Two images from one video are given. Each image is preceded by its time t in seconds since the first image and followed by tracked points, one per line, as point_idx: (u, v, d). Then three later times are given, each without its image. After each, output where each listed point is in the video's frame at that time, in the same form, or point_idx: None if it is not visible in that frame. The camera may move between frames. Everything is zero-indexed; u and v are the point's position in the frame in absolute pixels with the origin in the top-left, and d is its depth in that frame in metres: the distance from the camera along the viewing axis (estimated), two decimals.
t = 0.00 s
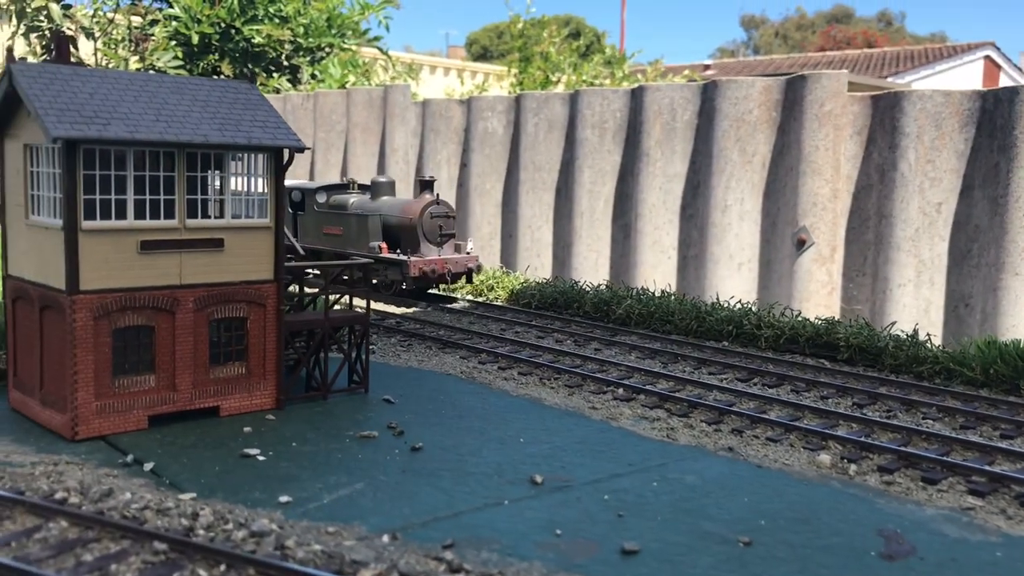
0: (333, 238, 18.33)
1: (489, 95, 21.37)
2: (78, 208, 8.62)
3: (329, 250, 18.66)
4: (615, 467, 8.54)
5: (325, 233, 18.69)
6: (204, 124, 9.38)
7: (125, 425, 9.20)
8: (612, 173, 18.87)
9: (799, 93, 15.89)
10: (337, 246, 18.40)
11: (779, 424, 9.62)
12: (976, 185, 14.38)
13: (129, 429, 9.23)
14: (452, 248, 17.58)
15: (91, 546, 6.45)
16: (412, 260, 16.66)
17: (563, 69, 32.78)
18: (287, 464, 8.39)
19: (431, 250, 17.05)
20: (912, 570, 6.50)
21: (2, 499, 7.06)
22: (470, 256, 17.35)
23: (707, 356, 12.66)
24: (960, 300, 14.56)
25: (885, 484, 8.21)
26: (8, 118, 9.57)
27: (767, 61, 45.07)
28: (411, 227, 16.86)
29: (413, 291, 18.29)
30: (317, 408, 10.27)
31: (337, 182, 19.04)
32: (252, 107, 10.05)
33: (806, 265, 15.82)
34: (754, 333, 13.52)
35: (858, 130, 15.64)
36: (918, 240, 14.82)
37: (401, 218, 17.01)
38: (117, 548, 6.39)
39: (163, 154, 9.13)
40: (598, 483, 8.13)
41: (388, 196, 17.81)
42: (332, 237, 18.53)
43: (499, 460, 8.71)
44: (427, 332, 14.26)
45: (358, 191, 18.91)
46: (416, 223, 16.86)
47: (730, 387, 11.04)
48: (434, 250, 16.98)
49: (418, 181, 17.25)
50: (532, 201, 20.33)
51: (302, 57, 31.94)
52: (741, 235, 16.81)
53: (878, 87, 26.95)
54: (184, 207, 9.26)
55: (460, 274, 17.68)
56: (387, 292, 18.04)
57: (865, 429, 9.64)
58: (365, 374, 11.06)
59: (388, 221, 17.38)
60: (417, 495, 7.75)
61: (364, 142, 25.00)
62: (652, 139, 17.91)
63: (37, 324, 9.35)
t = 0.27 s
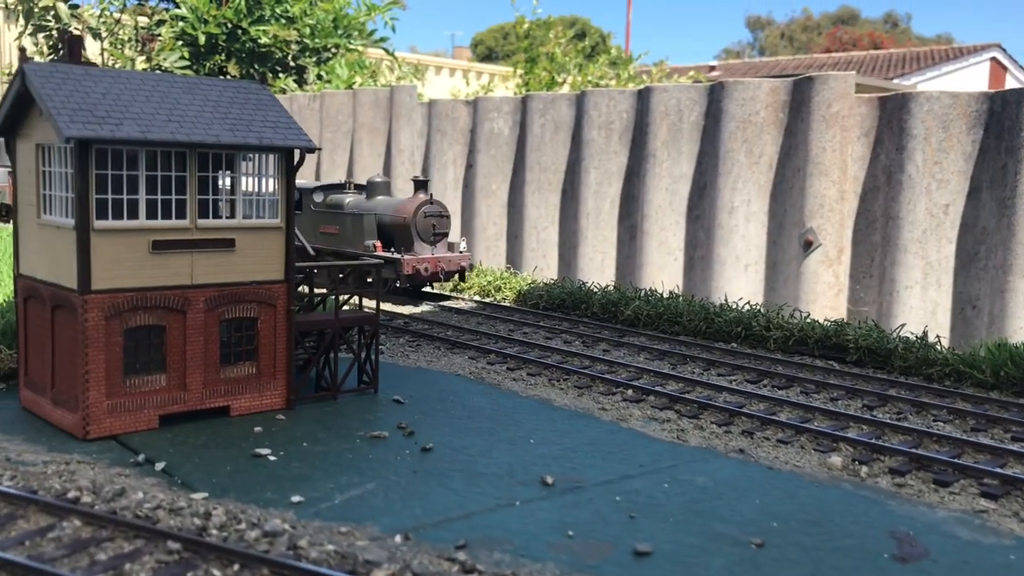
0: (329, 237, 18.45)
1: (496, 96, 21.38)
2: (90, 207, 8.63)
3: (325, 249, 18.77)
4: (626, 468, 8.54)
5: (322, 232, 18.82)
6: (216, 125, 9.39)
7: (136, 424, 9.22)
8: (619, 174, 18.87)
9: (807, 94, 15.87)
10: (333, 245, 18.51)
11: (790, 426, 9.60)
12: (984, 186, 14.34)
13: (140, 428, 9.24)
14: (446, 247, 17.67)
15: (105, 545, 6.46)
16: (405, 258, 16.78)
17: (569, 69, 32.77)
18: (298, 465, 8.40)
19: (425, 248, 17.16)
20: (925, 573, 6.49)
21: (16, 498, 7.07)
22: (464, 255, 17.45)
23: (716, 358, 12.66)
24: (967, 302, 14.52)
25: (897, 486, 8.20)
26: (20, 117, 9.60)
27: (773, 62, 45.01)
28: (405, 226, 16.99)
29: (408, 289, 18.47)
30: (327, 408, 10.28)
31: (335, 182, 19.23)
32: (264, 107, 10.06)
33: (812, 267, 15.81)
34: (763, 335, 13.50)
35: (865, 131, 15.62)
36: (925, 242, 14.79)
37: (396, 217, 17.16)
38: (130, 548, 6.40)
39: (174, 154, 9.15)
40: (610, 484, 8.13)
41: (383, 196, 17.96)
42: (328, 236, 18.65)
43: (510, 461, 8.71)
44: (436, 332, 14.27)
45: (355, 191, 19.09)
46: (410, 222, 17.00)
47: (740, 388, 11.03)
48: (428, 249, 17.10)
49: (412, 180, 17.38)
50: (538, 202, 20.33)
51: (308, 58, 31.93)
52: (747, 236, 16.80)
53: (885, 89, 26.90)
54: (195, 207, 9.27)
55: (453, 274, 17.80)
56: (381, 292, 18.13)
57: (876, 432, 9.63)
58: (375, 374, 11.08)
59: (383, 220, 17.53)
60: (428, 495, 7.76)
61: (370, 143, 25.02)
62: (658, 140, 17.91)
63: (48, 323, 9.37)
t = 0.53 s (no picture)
0: (326, 236, 18.52)
1: (502, 96, 21.38)
2: (104, 207, 8.64)
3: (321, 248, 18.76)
4: (638, 469, 8.53)
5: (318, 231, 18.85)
6: (228, 125, 9.40)
7: (148, 424, 9.23)
8: (625, 175, 18.85)
9: (815, 95, 15.84)
10: (329, 244, 18.53)
11: (802, 427, 9.59)
12: (992, 188, 14.29)
13: (152, 428, 9.25)
14: (439, 246, 17.98)
15: (120, 545, 6.46)
16: (401, 255, 17.02)
17: (575, 69, 32.71)
18: (311, 465, 8.40)
19: (419, 247, 17.43)
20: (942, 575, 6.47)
21: (31, 497, 7.08)
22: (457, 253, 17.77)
23: (726, 359, 12.64)
24: (975, 304, 14.46)
25: (911, 488, 8.18)
26: (34, 116, 9.62)
27: (779, 63, 44.90)
28: (401, 225, 17.26)
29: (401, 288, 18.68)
30: (338, 409, 10.29)
31: (332, 183, 19.38)
32: (276, 107, 10.07)
33: (819, 268, 15.78)
34: (774, 336, 13.49)
35: (873, 133, 15.59)
36: (933, 244, 14.75)
37: (391, 216, 17.42)
38: (146, 547, 6.40)
39: (187, 154, 9.15)
40: (623, 485, 8.12)
41: (379, 196, 18.22)
42: (325, 235, 18.69)
43: (522, 461, 8.70)
44: (445, 333, 14.28)
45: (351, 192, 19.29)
46: (406, 221, 17.27)
47: (751, 389, 11.01)
48: (422, 247, 17.38)
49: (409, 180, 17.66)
50: (544, 203, 20.33)
51: (315, 57, 31.79)
52: (754, 237, 16.77)
53: (892, 90, 26.83)
54: (208, 207, 9.28)
55: (446, 272, 18.06)
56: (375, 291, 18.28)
57: (889, 433, 9.60)
58: (386, 375, 11.09)
59: (378, 220, 17.76)
60: (441, 496, 7.75)
61: (377, 143, 25.02)
62: (665, 141, 17.89)
63: (61, 323, 9.38)
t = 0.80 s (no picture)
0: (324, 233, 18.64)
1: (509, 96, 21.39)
2: (119, 204, 8.66)
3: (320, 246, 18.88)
4: (653, 468, 8.53)
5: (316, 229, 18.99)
6: (243, 123, 9.42)
7: (163, 421, 9.25)
8: (632, 174, 18.84)
9: (822, 95, 15.83)
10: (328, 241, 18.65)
11: (815, 426, 9.58)
12: (1001, 188, 14.26)
13: (167, 425, 9.28)
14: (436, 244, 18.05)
15: (139, 540, 6.48)
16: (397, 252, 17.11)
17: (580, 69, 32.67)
18: (326, 462, 8.42)
19: (415, 245, 17.52)
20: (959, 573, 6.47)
21: (49, 492, 7.10)
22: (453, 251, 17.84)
23: (737, 358, 12.65)
24: (983, 305, 14.42)
25: (926, 487, 8.17)
26: (49, 114, 9.65)
27: (784, 63, 44.83)
28: (397, 222, 17.36)
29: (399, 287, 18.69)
30: (351, 407, 10.31)
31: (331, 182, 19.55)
32: (290, 105, 10.09)
33: (827, 267, 15.76)
34: (784, 335, 13.49)
35: (881, 133, 15.57)
36: (941, 244, 14.73)
37: (388, 214, 17.55)
38: (165, 543, 6.42)
39: (202, 151, 9.17)
40: (638, 483, 8.13)
41: (377, 194, 18.34)
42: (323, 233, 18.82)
43: (536, 459, 8.71)
44: (456, 332, 14.29)
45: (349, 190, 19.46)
46: (402, 219, 17.39)
47: (763, 388, 11.01)
48: (418, 245, 17.46)
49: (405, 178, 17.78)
50: (551, 202, 20.33)
51: (321, 58, 31.86)
52: (762, 237, 16.75)
53: (899, 90, 26.78)
54: (222, 205, 9.30)
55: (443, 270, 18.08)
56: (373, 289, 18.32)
57: (902, 432, 9.59)
58: (398, 373, 11.12)
59: (375, 217, 17.88)
60: (457, 493, 7.76)
61: (383, 143, 25.04)
62: (673, 140, 17.89)
63: (76, 320, 9.41)
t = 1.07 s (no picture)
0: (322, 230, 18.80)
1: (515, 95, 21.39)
2: (135, 202, 8.68)
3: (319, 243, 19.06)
4: (667, 466, 8.53)
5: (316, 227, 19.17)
6: (258, 120, 9.44)
7: (178, 418, 9.28)
8: (638, 174, 18.84)
9: (830, 95, 15.82)
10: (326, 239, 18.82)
11: (829, 424, 9.59)
12: (1009, 188, 14.25)
13: (182, 422, 9.30)
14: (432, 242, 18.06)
15: (158, 536, 6.50)
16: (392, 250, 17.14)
17: (585, 68, 32.62)
18: (342, 459, 8.44)
19: (412, 242, 17.54)
20: (978, 572, 6.47)
21: (67, 489, 7.13)
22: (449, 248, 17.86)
23: (748, 357, 12.66)
24: (991, 305, 14.41)
25: (942, 485, 8.17)
26: (64, 112, 9.67)
27: (789, 63, 44.76)
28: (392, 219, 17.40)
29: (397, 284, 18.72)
30: (364, 404, 10.33)
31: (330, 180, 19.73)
32: (304, 103, 10.11)
33: (834, 267, 15.76)
34: (795, 335, 13.50)
35: (888, 132, 15.55)
36: (948, 244, 14.72)
37: (384, 211, 17.60)
38: (185, 539, 6.44)
39: (217, 149, 9.18)
40: (654, 481, 8.13)
41: (374, 192, 18.42)
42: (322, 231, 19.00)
43: (550, 457, 8.72)
44: (466, 330, 14.30)
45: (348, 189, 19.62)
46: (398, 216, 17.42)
47: (775, 387, 11.02)
48: (414, 242, 17.48)
49: (403, 177, 17.85)
50: (557, 201, 20.34)
51: (327, 56, 31.59)
52: (769, 236, 16.73)
53: (905, 91, 26.73)
54: (237, 202, 9.31)
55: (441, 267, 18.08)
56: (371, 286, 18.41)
57: (916, 431, 9.59)
58: (410, 371, 11.15)
59: (372, 215, 17.95)
60: (472, 491, 7.78)
61: (389, 142, 25.05)
62: (680, 140, 17.89)
63: (91, 317, 9.43)
